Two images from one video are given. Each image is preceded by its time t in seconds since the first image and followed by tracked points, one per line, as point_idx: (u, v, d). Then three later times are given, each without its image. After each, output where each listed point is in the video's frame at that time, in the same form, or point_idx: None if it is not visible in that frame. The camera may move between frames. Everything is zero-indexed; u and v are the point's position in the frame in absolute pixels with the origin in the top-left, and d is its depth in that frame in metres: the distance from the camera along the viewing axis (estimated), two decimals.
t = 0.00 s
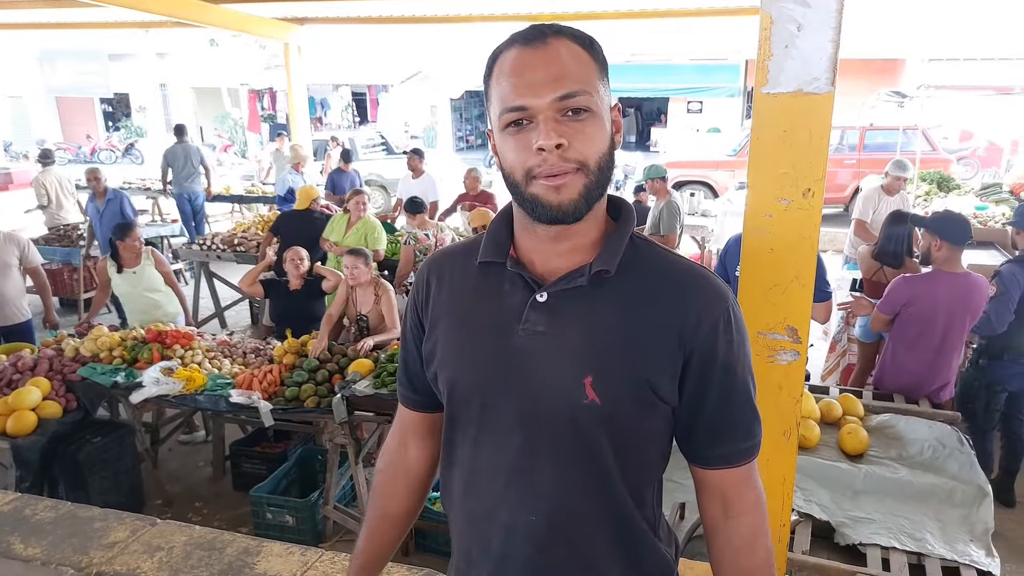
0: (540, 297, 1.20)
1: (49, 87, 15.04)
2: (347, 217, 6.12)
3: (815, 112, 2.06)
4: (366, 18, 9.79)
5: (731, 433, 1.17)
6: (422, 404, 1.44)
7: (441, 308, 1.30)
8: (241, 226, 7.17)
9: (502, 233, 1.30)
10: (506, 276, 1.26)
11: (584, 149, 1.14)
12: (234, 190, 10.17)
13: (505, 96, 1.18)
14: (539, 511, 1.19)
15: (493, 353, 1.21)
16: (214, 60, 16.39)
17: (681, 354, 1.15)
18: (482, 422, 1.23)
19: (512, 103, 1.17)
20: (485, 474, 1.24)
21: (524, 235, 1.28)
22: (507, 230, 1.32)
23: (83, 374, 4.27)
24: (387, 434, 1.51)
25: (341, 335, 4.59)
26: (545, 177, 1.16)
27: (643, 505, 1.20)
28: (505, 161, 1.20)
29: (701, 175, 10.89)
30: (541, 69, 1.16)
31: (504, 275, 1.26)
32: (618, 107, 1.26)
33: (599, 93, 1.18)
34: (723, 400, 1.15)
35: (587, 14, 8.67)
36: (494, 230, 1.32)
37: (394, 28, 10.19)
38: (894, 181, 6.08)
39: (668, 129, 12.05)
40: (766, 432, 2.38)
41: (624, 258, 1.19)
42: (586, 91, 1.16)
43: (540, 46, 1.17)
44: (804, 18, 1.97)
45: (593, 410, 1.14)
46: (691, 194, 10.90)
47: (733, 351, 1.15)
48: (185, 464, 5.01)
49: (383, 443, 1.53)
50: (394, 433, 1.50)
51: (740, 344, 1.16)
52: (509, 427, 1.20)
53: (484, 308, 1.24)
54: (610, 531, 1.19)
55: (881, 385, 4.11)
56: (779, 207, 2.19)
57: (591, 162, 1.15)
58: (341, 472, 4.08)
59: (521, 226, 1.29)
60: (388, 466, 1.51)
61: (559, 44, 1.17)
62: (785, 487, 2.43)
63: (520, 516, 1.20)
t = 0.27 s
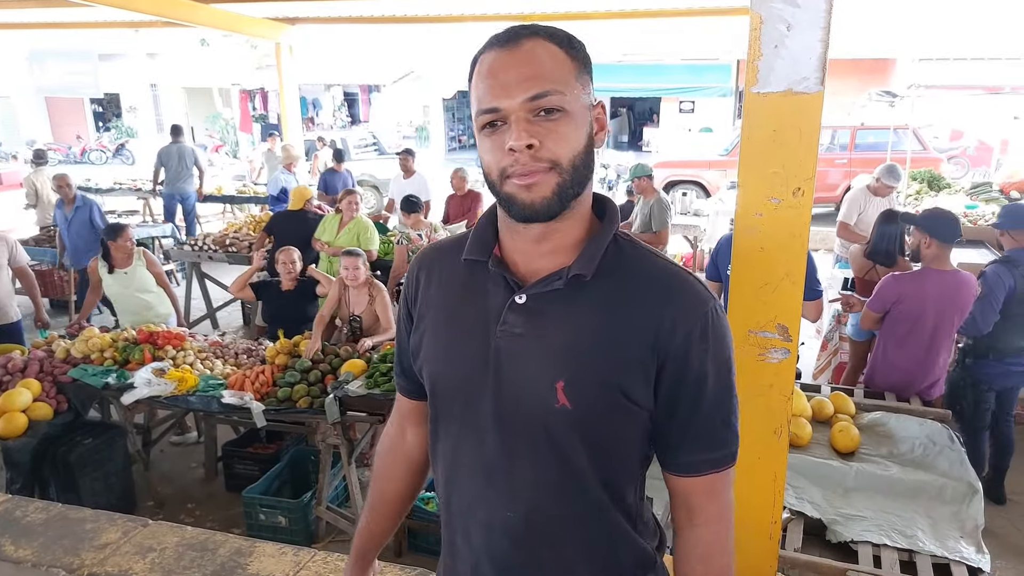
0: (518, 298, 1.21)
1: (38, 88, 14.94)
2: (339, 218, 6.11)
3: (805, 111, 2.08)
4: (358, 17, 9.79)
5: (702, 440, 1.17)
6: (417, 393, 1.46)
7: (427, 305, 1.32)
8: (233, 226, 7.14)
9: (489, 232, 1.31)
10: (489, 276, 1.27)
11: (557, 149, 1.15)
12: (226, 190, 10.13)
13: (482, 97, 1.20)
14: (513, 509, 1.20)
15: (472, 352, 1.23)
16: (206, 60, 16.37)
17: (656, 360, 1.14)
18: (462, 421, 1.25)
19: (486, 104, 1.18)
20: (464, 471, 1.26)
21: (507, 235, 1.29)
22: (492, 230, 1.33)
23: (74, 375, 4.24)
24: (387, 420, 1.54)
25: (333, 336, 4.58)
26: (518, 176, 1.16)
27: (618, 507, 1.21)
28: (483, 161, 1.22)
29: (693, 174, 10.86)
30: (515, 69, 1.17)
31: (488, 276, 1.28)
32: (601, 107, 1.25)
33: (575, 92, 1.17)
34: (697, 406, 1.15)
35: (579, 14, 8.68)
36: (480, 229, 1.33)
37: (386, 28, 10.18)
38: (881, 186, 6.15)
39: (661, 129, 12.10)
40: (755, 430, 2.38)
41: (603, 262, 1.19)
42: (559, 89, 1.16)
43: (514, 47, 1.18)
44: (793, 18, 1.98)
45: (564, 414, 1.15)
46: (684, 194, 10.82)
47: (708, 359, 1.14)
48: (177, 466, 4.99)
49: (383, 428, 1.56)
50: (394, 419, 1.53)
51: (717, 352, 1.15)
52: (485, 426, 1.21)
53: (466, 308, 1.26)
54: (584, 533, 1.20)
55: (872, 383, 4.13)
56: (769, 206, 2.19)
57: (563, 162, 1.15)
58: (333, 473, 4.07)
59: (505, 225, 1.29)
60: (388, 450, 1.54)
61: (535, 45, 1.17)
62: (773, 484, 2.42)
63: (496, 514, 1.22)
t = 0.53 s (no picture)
0: (485, 292, 1.23)
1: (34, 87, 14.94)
2: (335, 217, 6.10)
3: (799, 107, 1.98)
4: (354, 17, 9.78)
5: (670, 437, 1.17)
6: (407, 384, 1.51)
7: (407, 299, 1.37)
8: (228, 225, 7.13)
9: (465, 223, 1.33)
10: (462, 271, 1.31)
11: (493, 150, 1.16)
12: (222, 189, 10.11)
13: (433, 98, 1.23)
14: (477, 497, 1.24)
15: (443, 345, 1.27)
16: (202, 60, 16.40)
17: (616, 356, 1.15)
18: (433, 412, 1.30)
19: (434, 105, 1.21)
20: (437, 460, 1.31)
21: (480, 231, 1.32)
22: (469, 228, 1.34)
23: (69, 374, 4.24)
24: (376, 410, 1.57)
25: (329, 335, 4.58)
26: (461, 176, 1.19)
27: (585, 499, 1.22)
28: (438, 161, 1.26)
29: (690, 174, 10.95)
30: (462, 70, 1.19)
31: (461, 270, 1.31)
32: (564, 99, 1.22)
33: (519, 89, 1.16)
34: (659, 403, 1.16)
35: (575, 13, 8.69)
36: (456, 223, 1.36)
37: (382, 27, 10.18)
38: (876, 187, 6.25)
39: (657, 129, 12.12)
40: (749, 427, 2.28)
41: (568, 257, 1.20)
42: (497, 87, 1.16)
43: (464, 47, 1.19)
44: (787, 13, 1.89)
45: (522, 407, 1.18)
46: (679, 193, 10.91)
47: (671, 356, 1.14)
48: (172, 465, 4.98)
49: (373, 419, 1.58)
50: (383, 408, 1.56)
51: (680, 351, 1.14)
52: (453, 417, 1.25)
53: (439, 302, 1.30)
54: (549, 524, 1.22)
55: (868, 381, 4.13)
56: (764, 202, 2.08)
57: (499, 161, 1.16)
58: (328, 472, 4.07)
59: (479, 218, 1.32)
60: (374, 438, 1.56)
61: (482, 44, 1.18)
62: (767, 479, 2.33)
63: (464, 502, 1.26)
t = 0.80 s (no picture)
0: (454, 288, 1.26)
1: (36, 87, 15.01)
2: (335, 216, 6.11)
3: (799, 106, 1.96)
4: (355, 17, 9.79)
5: (625, 432, 1.14)
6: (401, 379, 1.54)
7: (391, 294, 1.42)
8: (229, 225, 7.14)
9: (440, 224, 1.37)
10: (436, 267, 1.34)
11: (449, 150, 1.17)
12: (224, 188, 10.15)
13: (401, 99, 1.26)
14: (453, 486, 1.28)
15: (416, 338, 1.31)
16: (203, 60, 16.47)
17: (571, 348, 1.15)
18: (411, 403, 1.34)
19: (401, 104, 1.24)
20: (416, 448, 1.35)
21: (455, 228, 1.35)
22: (445, 225, 1.38)
23: (70, 373, 4.25)
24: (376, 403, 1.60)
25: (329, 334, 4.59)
26: (421, 176, 1.21)
27: (553, 490, 1.23)
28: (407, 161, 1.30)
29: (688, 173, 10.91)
30: (425, 71, 1.20)
31: (435, 267, 1.35)
32: (529, 101, 1.22)
33: (477, 88, 1.16)
34: (612, 396, 1.13)
35: (575, 13, 8.71)
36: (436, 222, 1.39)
37: (382, 27, 10.20)
38: (879, 188, 6.20)
39: (657, 129, 12.13)
40: (749, 427, 2.28)
41: (531, 252, 1.21)
42: (457, 89, 1.16)
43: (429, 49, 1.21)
44: (785, 12, 1.88)
45: (482, 400, 1.20)
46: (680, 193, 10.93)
47: (624, 350, 1.12)
48: (172, 464, 4.99)
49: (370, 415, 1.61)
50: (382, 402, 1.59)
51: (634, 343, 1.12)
52: (426, 408, 1.29)
53: (415, 299, 1.35)
54: (520, 513, 1.25)
55: (868, 382, 4.12)
56: (763, 201, 2.07)
57: (453, 162, 1.17)
58: (328, 471, 4.08)
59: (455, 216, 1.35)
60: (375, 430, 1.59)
61: (445, 46, 1.20)
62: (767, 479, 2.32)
63: (441, 489, 1.31)
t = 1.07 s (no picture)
0: (437, 288, 1.25)
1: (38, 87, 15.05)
2: (336, 216, 6.11)
3: (798, 107, 1.96)
4: (356, 17, 9.79)
5: (616, 417, 1.16)
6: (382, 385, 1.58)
7: (371, 298, 1.41)
8: (230, 224, 7.15)
9: (417, 225, 1.37)
10: (415, 270, 1.34)
11: (446, 153, 1.16)
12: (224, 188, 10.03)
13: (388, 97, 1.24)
14: (449, 485, 1.28)
15: (401, 341, 1.31)
16: (205, 60, 16.49)
17: (561, 339, 1.16)
18: (400, 406, 1.34)
19: (391, 104, 1.22)
20: (409, 451, 1.35)
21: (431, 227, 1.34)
22: (420, 226, 1.37)
23: (71, 372, 4.25)
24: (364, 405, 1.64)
25: (330, 334, 4.60)
26: (414, 176, 1.19)
27: (548, 481, 1.25)
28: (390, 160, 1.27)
29: (690, 173, 10.94)
30: (419, 71, 1.19)
31: (416, 270, 1.34)
32: (515, 105, 1.23)
33: (473, 93, 1.17)
34: (602, 382, 1.15)
35: (576, 13, 8.71)
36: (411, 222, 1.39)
37: (383, 27, 10.20)
38: (880, 188, 6.18)
39: (658, 129, 12.13)
40: (748, 427, 2.28)
41: (512, 247, 1.22)
42: (457, 92, 1.16)
43: (421, 49, 1.20)
44: (786, 12, 1.88)
45: (475, 395, 1.20)
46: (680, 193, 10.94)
47: (610, 337, 1.14)
48: (174, 463, 5.00)
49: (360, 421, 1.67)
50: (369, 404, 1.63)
51: (619, 329, 1.14)
52: (417, 410, 1.29)
53: (397, 303, 1.34)
54: (518, 507, 1.26)
55: (869, 382, 4.12)
56: (763, 201, 2.07)
57: (451, 165, 1.17)
58: (329, 470, 4.08)
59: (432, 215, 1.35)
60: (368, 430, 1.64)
61: (439, 46, 1.19)
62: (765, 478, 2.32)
63: (437, 490, 1.31)
